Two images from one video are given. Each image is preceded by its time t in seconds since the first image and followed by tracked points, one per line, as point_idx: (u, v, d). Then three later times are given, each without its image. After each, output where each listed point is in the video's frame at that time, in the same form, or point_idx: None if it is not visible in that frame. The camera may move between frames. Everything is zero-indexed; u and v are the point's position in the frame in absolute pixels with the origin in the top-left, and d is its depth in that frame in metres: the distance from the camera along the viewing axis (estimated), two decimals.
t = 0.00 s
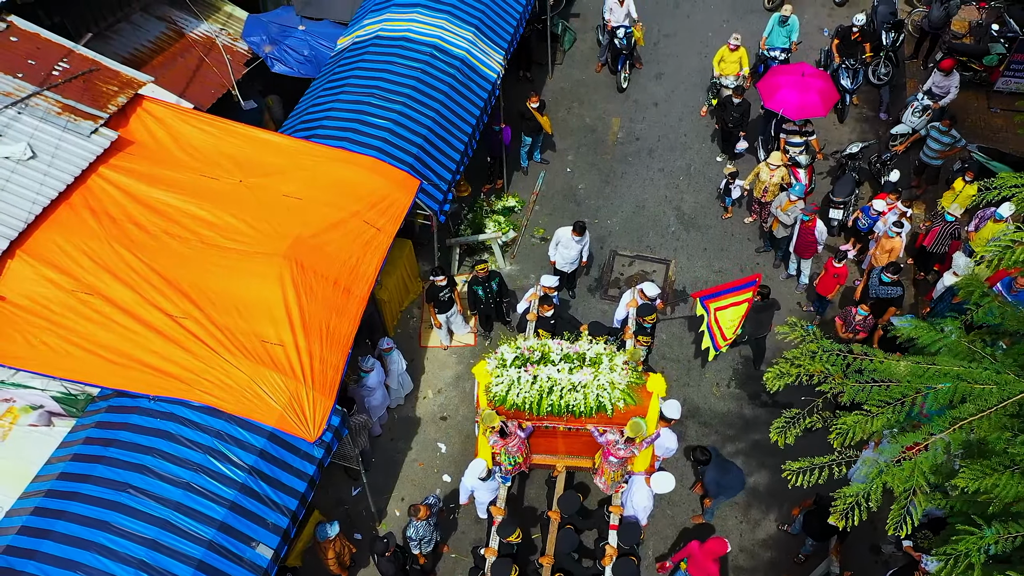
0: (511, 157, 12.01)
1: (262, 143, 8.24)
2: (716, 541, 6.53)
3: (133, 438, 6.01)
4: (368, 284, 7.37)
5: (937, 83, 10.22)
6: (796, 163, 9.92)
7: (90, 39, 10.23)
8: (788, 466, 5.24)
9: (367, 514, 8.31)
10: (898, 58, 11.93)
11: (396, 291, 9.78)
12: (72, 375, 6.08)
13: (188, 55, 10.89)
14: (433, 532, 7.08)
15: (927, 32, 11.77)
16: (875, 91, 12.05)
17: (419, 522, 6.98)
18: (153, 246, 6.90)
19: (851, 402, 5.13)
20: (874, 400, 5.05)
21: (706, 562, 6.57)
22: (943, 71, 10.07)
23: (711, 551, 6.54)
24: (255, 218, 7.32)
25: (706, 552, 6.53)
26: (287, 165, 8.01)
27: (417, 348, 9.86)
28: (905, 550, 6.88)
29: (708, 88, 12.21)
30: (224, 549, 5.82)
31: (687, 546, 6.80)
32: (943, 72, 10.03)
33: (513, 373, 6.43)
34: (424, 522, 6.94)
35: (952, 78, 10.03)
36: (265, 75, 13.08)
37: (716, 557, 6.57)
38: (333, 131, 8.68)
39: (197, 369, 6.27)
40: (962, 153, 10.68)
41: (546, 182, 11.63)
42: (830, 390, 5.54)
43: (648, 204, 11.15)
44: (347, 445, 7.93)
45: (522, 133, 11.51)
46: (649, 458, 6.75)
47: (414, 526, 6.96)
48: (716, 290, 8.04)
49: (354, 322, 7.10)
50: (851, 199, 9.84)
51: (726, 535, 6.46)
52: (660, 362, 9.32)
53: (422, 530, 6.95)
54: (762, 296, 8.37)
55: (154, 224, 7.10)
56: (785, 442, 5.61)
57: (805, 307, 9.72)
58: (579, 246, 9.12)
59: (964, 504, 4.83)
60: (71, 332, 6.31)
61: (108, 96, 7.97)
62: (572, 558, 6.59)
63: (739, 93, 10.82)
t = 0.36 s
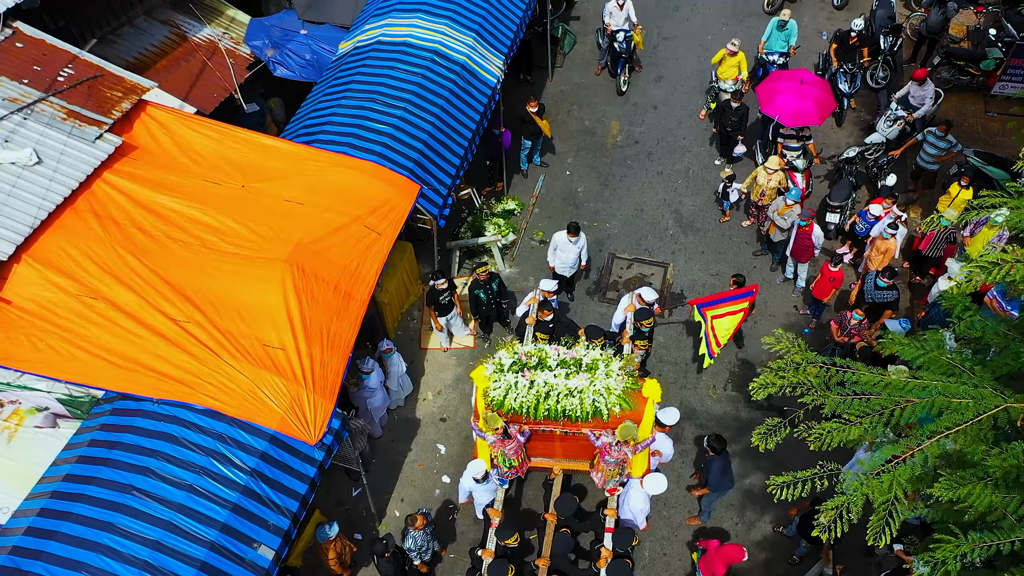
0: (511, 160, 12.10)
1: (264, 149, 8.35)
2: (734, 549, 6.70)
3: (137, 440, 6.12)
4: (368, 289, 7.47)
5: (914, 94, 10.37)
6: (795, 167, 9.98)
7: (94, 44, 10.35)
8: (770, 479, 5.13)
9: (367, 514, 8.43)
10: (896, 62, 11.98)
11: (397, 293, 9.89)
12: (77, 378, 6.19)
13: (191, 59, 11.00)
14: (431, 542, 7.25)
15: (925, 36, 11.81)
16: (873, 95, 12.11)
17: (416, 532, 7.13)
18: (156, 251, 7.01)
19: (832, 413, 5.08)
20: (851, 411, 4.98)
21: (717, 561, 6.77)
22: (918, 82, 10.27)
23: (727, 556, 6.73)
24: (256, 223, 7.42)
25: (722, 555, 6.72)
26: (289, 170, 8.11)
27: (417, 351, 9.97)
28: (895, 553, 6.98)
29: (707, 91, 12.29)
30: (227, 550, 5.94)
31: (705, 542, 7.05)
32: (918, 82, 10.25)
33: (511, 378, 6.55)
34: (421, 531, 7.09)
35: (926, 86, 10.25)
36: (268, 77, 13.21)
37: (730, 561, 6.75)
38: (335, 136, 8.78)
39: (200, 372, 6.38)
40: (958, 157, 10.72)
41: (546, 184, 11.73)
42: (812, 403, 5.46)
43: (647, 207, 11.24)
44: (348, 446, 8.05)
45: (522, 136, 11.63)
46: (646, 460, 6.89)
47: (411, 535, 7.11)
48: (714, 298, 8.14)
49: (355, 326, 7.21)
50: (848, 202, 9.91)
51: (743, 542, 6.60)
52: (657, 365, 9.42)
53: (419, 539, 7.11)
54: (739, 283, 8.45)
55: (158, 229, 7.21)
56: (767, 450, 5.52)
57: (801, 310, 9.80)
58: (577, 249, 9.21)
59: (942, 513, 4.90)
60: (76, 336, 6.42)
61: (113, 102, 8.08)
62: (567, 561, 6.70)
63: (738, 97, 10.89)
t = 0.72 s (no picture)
0: (510, 164, 12.21)
1: (266, 154, 8.47)
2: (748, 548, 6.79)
3: (141, 443, 6.25)
4: (368, 294, 7.58)
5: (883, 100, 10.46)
6: (791, 172, 10.07)
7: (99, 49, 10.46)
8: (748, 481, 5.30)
9: (366, 515, 8.56)
10: (893, 66, 12.04)
11: (397, 296, 10.00)
12: (82, 381, 6.32)
13: (194, 63, 11.11)
14: (428, 542, 7.38)
15: (922, 41, 11.87)
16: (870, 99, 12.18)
17: (413, 533, 7.25)
18: (159, 256, 7.13)
19: (808, 425, 5.24)
20: (829, 424, 5.13)
21: (733, 560, 6.90)
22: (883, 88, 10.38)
23: (742, 555, 6.82)
24: (258, 229, 7.53)
25: (736, 554, 6.83)
26: (291, 176, 8.23)
27: (417, 353, 10.09)
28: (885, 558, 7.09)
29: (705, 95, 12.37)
30: (228, 551, 6.07)
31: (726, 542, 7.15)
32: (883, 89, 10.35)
33: (507, 383, 6.65)
34: (417, 532, 7.20)
35: (892, 92, 10.33)
36: (270, 81, 13.33)
37: (745, 561, 6.85)
38: (335, 142, 8.89)
39: (202, 376, 6.50)
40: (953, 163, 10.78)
41: (545, 188, 11.83)
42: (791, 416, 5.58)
43: (645, 211, 11.34)
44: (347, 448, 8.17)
45: (521, 140, 11.73)
46: (640, 463, 6.93)
47: (408, 535, 7.22)
48: (709, 303, 8.18)
49: (354, 331, 7.32)
50: (844, 207, 10.00)
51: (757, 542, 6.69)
52: (654, 367, 9.53)
53: (416, 540, 7.23)
54: (721, 277, 8.94)
55: (161, 234, 7.33)
56: (747, 459, 5.69)
57: (797, 313, 9.90)
58: (574, 253, 9.29)
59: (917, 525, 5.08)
60: (80, 340, 6.55)
61: (117, 108, 8.20)
62: (563, 562, 6.82)
63: (735, 103, 10.97)
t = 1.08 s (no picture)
0: (511, 167, 12.32)
1: (269, 159, 8.59)
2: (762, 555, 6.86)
3: (146, 444, 6.39)
4: (369, 297, 7.70)
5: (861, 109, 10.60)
6: (790, 177, 10.16)
7: (105, 53, 10.59)
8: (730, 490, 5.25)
9: (367, 514, 8.69)
10: (891, 71, 12.10)
11: (398, 298, 10.12)
12: (88, 383, 6.45)
13: (199, 66, 11.23)
14: (426, 540, 7.45)
15: (922, 46, 11.92)
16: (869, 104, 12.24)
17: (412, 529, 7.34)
18: (164, 260, 7.26)
19: (788, 436, 5.20)
20: (809, 437, 5.10)
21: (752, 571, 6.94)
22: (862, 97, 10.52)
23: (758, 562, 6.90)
24: (261, 233, 7.65)
25: (753, 564, 6.89)
26: (293, 180, 8.35)
27: (417, 354, 10.21)
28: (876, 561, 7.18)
29: (705, 100, 12.45)
30: (231, 550, 6.20)
31: (737, 555, 7.22)
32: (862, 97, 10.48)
33: (506, 387, 6.76)
34: (417, 530, 7.30)
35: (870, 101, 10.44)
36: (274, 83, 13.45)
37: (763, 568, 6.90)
38: (338, 146, 9.01)
39: (206, 378, 6.63)
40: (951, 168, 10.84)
41: (545, 191, 11.93)
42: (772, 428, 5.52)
43: (645, 214, 11.43)
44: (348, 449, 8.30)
45: (522, 143, 11.83)
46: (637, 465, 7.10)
47: (406, 533, 7.31)
48: (707, 305, 8.24)
49: (355, 333, 7.44)
50: (842, 212, 10.08)
51: (770, 546, 6.78)
52: (652, 370, 9.64)
53: (414, 537, 7.32)
54: (706, 267, 9.24)
55: (166, 238, 7.45)
56: (729, 469, 5.63)
57: (794, 317, 9.99)
58: (574, 256, 9.40)
59: (898, 534, 5.15)
60: (87, 342, 6.68)
61: (123, 113, 8.32)
62: (560, 563, 6.91)
63: (734, 108, 11.05)
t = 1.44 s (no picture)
0: (514, 169, 12.43)
1: (274, 162, 8.71)
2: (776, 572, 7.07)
3: (152, 443, 6.53)
4: (372, 300, 7.81)
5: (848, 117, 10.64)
6: (791, 182, 10.23)
7: (114, 56, 10.74)
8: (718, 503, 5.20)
9: (368, 513, 8.82)
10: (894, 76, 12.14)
11: (402, 300, 10.24)
12: (96, 383, 6.59)
13: (206, 69, 11.36)
14: (426, 538, 7.56)
15: (924, 51, 11.96)
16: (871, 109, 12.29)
17: (413, 526, 7.46)
18: (171, 261, 7.39)
19: (772, 448, 5.22)
20: (795, 447, 5.10)
21: None
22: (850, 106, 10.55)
23: None
24: (266, 235, 7.77)
25: None
26: (299, 184, 8.47)
27: (420, 355, 10.33)
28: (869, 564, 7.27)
29: (708, 104, 12.53)
30: (234, 548, 6.34)
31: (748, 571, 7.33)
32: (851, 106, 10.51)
33: (506, 390, 6.88)
34: (418, 528, 7.42)
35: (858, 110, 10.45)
36: (280, 85, 13.58)
37: None
38: (343, 150, 9.13)
39: (212, 379, 6.76)
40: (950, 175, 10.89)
41: (548, 194, 12.03)
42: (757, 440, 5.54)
43: (646, 218, 11.52)
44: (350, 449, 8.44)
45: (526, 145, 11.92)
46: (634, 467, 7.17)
47: (409, 531, 7.44)
48: (707, 307, 8.43)
49: (358, 336, 7.55)
50: (842, 217, 10.16)
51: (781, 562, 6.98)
52: (651, 372, 9.73)
53: (416, 534, 7.44)
54: (696, 267, 9.28)
55: (172, 240, 7.58)
56: (717, 476, 5.65)
57: (793, 321, 10.07)
58: (572, 260, 9.50)
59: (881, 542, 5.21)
60: (95, 342, 6.82)
61: (132, 116, 8.45)
62: (559, 564, 7.00)
63: (737, 113, 11.14)
